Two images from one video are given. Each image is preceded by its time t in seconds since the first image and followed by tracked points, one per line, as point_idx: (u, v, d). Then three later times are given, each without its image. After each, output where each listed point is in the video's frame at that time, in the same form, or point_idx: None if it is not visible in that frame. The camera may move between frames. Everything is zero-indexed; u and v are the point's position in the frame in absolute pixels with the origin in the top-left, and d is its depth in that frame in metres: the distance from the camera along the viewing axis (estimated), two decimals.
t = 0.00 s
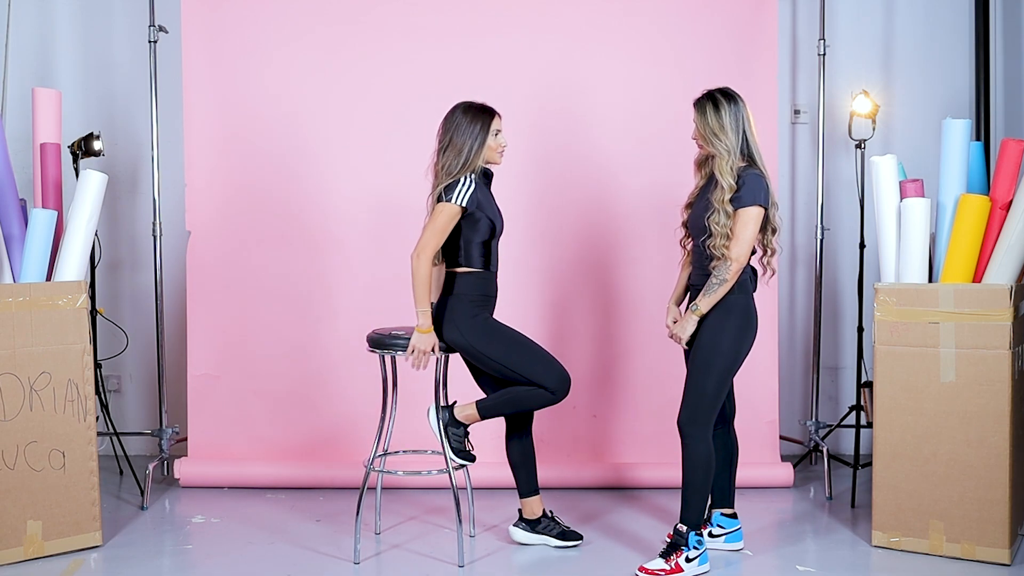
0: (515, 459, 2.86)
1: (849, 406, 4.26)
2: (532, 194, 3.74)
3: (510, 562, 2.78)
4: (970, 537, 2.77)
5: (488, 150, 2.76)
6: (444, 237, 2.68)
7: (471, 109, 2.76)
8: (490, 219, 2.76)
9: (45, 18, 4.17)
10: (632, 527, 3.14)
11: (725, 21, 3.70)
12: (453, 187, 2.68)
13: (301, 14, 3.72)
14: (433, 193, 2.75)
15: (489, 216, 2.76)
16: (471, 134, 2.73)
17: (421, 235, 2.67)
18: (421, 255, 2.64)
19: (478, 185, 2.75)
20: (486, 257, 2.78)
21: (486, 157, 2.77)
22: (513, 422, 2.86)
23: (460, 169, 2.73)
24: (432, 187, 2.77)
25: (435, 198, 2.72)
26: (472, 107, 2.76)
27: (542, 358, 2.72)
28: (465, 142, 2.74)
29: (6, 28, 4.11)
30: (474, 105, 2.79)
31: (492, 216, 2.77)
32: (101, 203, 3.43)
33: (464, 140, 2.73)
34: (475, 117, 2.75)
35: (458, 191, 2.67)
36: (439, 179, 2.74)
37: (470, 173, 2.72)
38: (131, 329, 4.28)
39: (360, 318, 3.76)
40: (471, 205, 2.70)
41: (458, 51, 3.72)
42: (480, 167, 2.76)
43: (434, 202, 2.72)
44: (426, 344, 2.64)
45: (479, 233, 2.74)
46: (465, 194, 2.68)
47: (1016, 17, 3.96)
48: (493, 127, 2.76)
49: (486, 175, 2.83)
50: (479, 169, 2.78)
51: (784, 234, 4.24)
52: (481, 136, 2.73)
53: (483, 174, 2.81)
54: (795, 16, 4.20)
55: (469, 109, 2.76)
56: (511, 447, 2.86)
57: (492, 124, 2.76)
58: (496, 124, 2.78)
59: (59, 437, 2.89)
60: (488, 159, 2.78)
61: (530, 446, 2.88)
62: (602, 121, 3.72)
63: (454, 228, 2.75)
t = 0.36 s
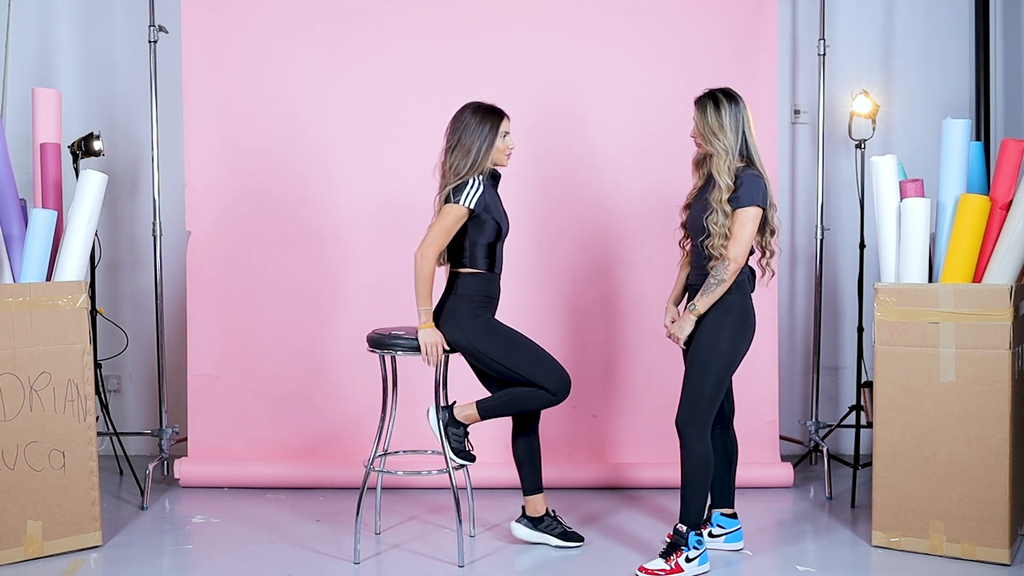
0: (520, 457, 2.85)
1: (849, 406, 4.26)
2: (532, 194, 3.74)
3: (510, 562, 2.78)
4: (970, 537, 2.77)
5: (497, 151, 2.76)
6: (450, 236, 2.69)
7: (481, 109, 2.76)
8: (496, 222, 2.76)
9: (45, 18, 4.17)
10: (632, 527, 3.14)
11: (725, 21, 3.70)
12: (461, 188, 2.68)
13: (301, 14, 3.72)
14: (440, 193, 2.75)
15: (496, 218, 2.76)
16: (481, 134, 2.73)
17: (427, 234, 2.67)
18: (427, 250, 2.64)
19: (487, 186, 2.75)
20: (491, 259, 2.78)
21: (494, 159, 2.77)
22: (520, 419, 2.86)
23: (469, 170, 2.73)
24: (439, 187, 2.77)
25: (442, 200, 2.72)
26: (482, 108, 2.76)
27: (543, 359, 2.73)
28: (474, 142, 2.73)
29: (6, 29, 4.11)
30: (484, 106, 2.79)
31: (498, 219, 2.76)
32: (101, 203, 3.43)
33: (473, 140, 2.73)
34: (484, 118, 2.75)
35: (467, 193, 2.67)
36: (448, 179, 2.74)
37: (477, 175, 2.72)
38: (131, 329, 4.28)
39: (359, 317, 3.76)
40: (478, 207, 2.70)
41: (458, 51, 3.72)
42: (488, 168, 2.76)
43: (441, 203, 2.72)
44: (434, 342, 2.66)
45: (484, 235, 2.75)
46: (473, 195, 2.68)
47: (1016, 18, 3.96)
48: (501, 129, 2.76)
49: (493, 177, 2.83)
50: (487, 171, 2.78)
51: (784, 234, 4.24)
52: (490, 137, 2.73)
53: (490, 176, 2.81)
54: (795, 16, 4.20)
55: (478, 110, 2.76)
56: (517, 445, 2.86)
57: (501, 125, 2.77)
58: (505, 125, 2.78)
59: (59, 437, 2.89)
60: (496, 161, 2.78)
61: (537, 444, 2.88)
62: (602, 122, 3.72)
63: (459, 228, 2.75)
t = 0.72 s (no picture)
0: (516, 456, 2.85)
1: (849, 406, 4.26)
2: (532, 194, 3.74)
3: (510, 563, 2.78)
4: (970, 537, 2.77)
5: (506, 144, 2.76)
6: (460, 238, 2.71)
7: (490, 103, 2.76)
8: (505, 216, 2.76)
9: (45, 18, 4.17)
10: (632, 527, 3.14)
11: (725, 21, 3.70)
12: (468, 184, 2.69)
13: (301, 14, 3.72)
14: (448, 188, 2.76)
15: (505, 213, 2.76)
16: (489, 128, 2.73)
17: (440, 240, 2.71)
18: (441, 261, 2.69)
19: (494, 180, 2.74)
20: (500, 253, 2.79)
21: (503, 152, 2.77)
22: (512, 416, 2.86)
23: (479, 163, 2.72)
24: (449, 181, 2.78)
25: (449, 195, 2.73)
26: (491, 102, 2.76)
27: (543, 350, 2.73)
28: (483, 136, 2.73)
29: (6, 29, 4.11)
30: (492, 99, 2.78)
31: (507, 214, 2.76)
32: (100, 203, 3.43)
33: (482, 134, 2.73)
34: (493, 111, 2.74)
35: (472, 190, 2.68)
36: (456, 173, 2.75)
37: (485, 170, 2.72)
38: (131, 329, 4.28)
39: (359, 317, 3.76)
40: (484, 204, 2.71)
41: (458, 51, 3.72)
42: (497, 162, 2.76)
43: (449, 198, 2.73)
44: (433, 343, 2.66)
45: (495, 232, 2.76)
46: (479, 191, 2.68)
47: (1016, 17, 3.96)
48: (510, 122, 2.75)
49: (501, 171, 2.82)
50: (497, 165, 2.78)
51: (784, 234, 4.24)
52: (499, 131, 2.73)
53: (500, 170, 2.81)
54: (796, 16, 4.20)
55: (488, 103, 2.76)
56: (511, 443, 2.85)
57: (510, 118, 2.76)
58: (514, 119, 2.78)
59: (59, 437, 2.89)
60: (505, 154, 2.78)
61: (529, 439, 2.87)
62: (602, 121, 3.72)
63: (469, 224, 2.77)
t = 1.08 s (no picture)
0: (526, 449, 2.85)
1: (850, 406, 4.26)
2: (532, 193, 3.74)
3: (509, 562, 2.78)
4: (971, 537, 2.77)
5: (490, 146, 2.76)
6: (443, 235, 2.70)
7: (473, 105, 2.75)
8: (492, 216, 2.76)
9: (45, 18, 4.17)
10: (632, 527, 3.14)
11: (725, 21, 3.70)
12: (451, 183, 2.69)
13: (301, 14, 3.72)
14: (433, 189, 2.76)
15: (491, 212, 2.76)
16: (473, 130, 2.73)
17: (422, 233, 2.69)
18: (421, 250, 2.65)
19: (477, 182, 2.75)
20: (489, 253, 2.78)
21: (487, 155, 2.77)
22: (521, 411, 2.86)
23: (460, 166, 2.73)
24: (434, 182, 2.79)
25: (434, 196, 2.74)
26: (475, 104, 2.76)
27: (537, 346, 2.73)
28: (466, 139, 2.73)
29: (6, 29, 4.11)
30: (476, 101, 2.78)
31: (493, 212, 2.76)
32: (100, 203, 3.43)
33: (465, 136, 2.73)
34: (477, 113, 2.74)
35: (455, 189, 2.68)
36: (440, 174, 2.75)
37: (468, 171, 2.72)
38: (131, 329, 4.28)
39: (358, 317, 3.76)
40: (468, 202, 2.71)
41: (458, 50, 3.72)
42: (481, 164, 2.76)
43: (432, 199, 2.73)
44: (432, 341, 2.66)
45: (482, 232, 2.75)
46: (461, 191, 2.69)
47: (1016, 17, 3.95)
48: (493, 124, 2.75)
49: (485, 173, 2.82)
50: (480, 167, 2.78)
51: (784, 234, 4.24)
52: (482, 133, 2.73)
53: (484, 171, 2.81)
54: (796, 16, 4.19)
55: (471, 106, 2.75)
56: (523, 437, 2.85)
57: (494, 120, 2.76)
58: (498, 121, 2.77)
59: (59, 437, 2.89)
60: (489, 156, 2.78)
61: (542, 435, 2.87)
62: (601, 122, 3.72)
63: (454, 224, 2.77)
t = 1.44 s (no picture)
0: (528, 449, 2.86)
1: (849, 406, 4.26)
2: (532, 193, 3.74)
3: (509, 562, 2.78)
4: (970, 537, 2.77)
5: (483, 143, 2.78)
6: (439, 220, 2.69)
7: (460, 108, 2.77)
8: (495, 211, 2.77)
9: (45, 18, 4.17)
10: (632, 527, 3.14)
11: (725, 21, 3.70)
12: (455, 178, 2.70)
13: (301, 14, 3.72)
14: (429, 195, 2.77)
15: (494, 207, 2.77)
16: (462, 131, 2.75)
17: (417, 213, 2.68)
18: (412, 223, 2.64)
19: (478, 177, 2.76)
20: (492, 251, 2.78)
21: (480, 151, 2.79)
22: (526, 413, 2.86)
23: (455, 167, 2.75)
24: (429, 188, 2.79)
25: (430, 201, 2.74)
26: (461, 106, 2.77)
27: (541, 351, 2.73)
28: (457, 141, 2.75)
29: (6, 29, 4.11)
30: (461, 104, 2.79)
31: (496, 206, 2.77)
32: (100, 203, 3.43)
33: (455, 139, 2.75)
34: (464, 116, 2.76)
35: (460, 180, 2.70)
36: (435, 179, 2.76)
37: (466, 166, 2.74)
38: (131, 329, 4.28)
39: (358, 317, 3.76)
40: (473, 196, 2.72)
41: (459, 50, 3.72)
42: (476, 161, 2.78)
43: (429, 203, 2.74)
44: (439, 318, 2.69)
45: (486, 227, 2.75)
46: (466, 184, 2.70)
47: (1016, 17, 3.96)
48: (484, 121, 2.77)
49: (485, 169, 2.84)
50: (477, 163, 2.79)
51: (784, 234, 4.24)
52: (472, 132, 2.75)
53: (483, 168, 2.83)
54: (796, 16, 4.20)
55: (457, 109, 2.78)
56: (526, 437, 2.86)
57: (483, 119, 2.78)
58: (487, 118, 2.79)
59: (59, 437, 2.89)
60: (484, 153, 2.80)
61: (545, 437, 2.88)
62: (601, 122, 3.72)
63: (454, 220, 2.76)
